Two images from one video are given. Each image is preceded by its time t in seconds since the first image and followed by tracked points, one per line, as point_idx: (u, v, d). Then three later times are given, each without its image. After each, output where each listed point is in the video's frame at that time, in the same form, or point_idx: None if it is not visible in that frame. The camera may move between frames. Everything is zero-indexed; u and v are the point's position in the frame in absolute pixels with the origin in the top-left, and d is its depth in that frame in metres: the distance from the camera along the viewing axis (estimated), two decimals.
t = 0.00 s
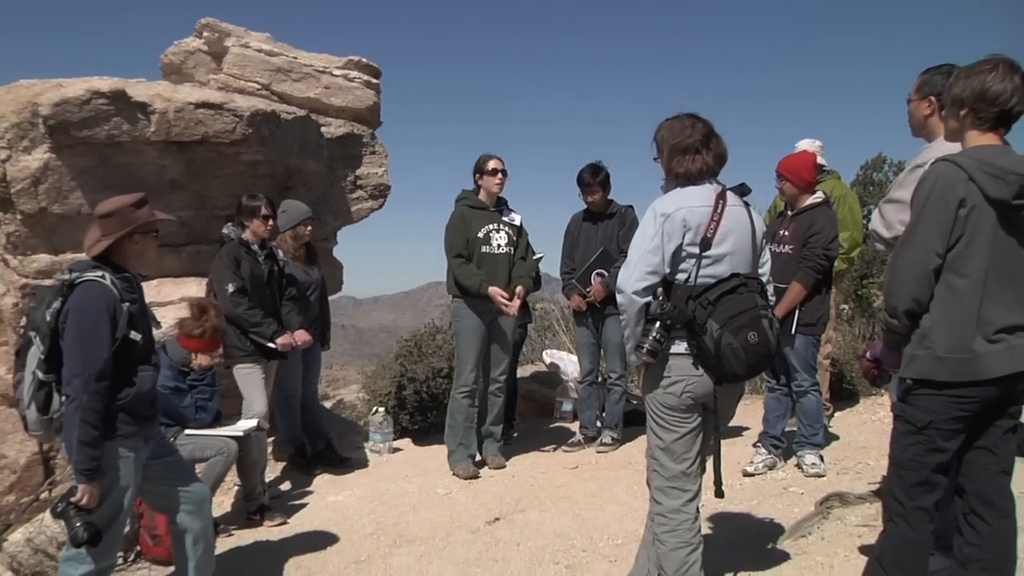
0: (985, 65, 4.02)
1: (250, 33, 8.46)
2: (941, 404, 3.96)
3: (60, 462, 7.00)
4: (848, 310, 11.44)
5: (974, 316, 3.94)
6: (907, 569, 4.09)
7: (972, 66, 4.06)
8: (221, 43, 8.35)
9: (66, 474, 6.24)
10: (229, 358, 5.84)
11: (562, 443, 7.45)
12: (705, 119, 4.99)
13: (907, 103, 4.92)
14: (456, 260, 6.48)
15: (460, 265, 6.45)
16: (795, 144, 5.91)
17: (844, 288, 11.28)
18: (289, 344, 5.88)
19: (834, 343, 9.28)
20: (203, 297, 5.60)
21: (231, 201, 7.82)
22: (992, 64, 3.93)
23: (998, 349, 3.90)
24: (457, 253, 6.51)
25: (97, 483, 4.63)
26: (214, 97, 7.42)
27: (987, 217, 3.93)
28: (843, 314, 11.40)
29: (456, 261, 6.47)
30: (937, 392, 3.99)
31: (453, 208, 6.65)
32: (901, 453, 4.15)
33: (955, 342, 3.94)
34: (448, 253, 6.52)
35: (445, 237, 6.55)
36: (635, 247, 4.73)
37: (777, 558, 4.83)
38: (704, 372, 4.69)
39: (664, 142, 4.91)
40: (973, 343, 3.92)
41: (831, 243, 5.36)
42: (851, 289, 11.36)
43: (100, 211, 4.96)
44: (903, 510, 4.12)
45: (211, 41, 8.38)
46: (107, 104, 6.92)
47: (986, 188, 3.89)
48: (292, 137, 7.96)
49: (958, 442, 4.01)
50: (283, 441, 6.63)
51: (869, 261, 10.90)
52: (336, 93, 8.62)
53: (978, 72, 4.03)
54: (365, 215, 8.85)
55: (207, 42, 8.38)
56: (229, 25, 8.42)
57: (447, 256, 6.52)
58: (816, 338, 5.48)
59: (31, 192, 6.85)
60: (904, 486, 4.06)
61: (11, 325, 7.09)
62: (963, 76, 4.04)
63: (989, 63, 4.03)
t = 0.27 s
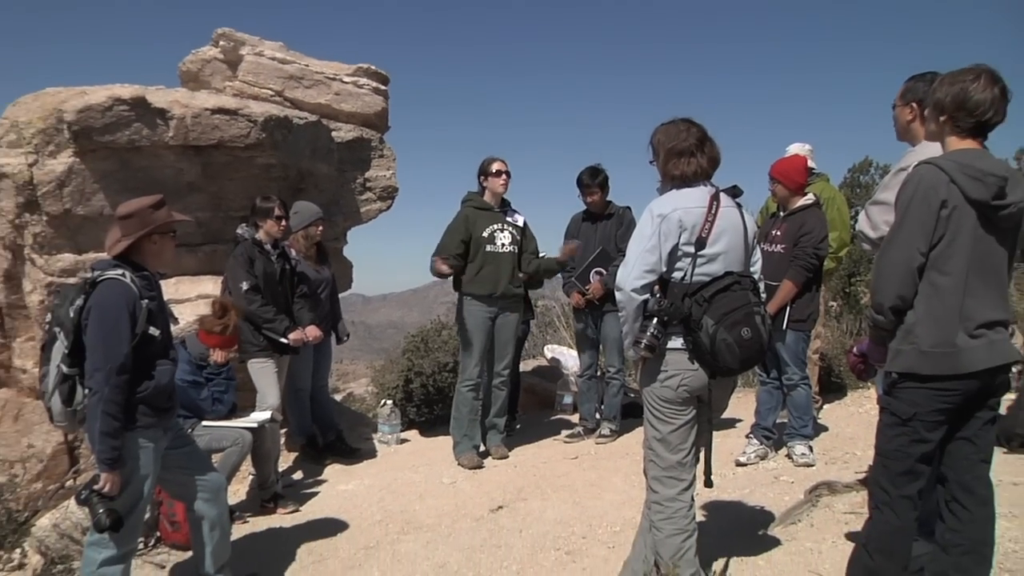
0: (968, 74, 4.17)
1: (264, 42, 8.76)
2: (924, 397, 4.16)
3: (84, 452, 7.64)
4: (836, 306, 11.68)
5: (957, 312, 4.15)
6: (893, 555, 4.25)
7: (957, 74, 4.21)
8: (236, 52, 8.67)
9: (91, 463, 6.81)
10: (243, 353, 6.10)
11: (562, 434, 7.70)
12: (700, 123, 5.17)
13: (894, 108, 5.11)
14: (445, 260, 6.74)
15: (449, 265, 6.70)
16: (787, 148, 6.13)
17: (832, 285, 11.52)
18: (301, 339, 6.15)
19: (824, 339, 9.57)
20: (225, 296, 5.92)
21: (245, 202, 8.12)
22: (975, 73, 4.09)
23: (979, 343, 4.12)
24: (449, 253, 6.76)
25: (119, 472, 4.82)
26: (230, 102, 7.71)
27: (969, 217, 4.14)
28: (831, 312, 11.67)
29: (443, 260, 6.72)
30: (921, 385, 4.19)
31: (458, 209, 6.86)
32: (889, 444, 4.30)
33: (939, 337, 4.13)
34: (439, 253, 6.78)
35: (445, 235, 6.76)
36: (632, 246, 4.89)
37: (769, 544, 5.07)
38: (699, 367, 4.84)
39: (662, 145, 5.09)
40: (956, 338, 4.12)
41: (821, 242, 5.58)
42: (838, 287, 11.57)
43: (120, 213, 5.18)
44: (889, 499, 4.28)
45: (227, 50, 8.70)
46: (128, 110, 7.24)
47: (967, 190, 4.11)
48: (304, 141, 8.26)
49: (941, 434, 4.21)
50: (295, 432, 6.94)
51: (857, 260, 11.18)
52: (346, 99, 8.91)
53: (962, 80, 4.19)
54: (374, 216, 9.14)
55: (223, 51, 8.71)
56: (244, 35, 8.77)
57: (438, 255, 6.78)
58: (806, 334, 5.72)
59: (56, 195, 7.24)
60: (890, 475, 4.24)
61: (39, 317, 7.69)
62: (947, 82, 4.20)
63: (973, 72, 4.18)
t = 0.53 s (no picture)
0: (948, 81, 4.29)
1: (278, 51, 9.11)
2: (910, 390, 4.31)
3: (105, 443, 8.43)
4: (826, 304, 11.91)
5: (941, 309, 4.29)
6: (878, 541, 4.41)
7: (938, 81, 4.33)
8: (251, 60, 8.98)
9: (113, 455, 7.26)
10: (257, 349, 6.36)
11: (564, 427, 7.95)
12: (696, 129, 5.34)
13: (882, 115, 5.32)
14: (446, 261, 7.01)
15: (451, 267, 6.98)
16: (779, 152, 6.37)
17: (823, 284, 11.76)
18: (312, 336, 6.40)
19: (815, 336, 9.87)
20: (240, 294, 6.16)
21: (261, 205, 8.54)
22: (953, 80, 4.21)
23: (961, 339, 4.26)
24: (452, 255, 7.03)
25: (140, 462, 5.00)
26: (245, 109, 8.14)
27: (952, 218, 4.29)
28: (821, 309, 11.91)
29: (445, 262, 6.99)
30: (906, 379, 4.34)
31: (463, 211, 7.11)
32: (877, 436, 4.44)
33: (923, 333, 4.27)
34: (443, 255, 7.05)
35: (450, 236, 7.01)
36: (632, 246, 5.04)
37: (762, 532, 5.31)
38: (696, 362, 5.00)
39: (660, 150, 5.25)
40: (940, 334, 4.25)
41: (812, 242, 5.81)
42: (829, 285, 11.84)
43: (139, 214, 5.36)
44: (874, 488, 4.44)
45: (243, 59, 9.01)
46: (148, 116, 7.64)
47: (949, 192, 4.24)
48: (315, 145, 8.64)
49: (926, 425, 4.36)
50: (307, 424, 7.26)
51: (845, 260, 11.49)
52: (356, 105, 9.20)
53: (943, 87, 4.31)
54: (384, 217, 9.38)
55: (239, 60, 9.03)
56: (259, 44, 9.08)
57: (441, 256, 7.05)
58: (798, 330, 6.00)
59: (81, 197, 7.67)
60: (876, 466, 4.38)
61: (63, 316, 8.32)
62: (929, 90, 4.32)
63: (953, 78, 4.30)
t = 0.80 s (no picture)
0: (929, 87, 4.36)
1: (290, 59, 9.33)
2: (895, 383, 4.32)
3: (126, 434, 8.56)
4: (816, 301, 12.19)
5: (924, 306, 4.30)
6: (865, 528, 4.42)
7: (919, 88, 4.40)
8: (264, 67, 9.24)
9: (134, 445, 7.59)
10: (269, 344, 6.63)
11: (564, 419, 8.21)
12: (692, 132, 5.42)
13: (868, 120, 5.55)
14: (455, 264, 7.35)
15: (461, 270, 7.32)
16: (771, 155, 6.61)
17: (812, 282, 12.07)
18: (321, 332, 6.64)
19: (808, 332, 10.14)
20: (252, 292, 6.43)
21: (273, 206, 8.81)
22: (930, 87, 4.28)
23: (944, 335, 4.27)
24: (460, 257, 7.36)
25: (159, 453, 5.10)
26: (258, 114, 8.38)
27: (935, 219, 4.30)
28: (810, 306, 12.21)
29: (454, 265, 7.34)
30: (892, 373, 4.34)
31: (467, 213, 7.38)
32: (864, 426, 4.46)
33: (908, 329, 4.28)
34: (452, 257, 7.39)
35: (456, 239, 7.34)
36: (630, 246, 5.16)
37: (754, 519, 5.55)
38: (692, 357, 5.10)
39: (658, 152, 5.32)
40: (923, 330, 4.27)
41: (802, 242, 6.05)
42: (818, 283, 12.13)
43: (157, 215, 5.49)
44: (861, 478, 4.45)
45: (256, 66, 9.28)
46: (166, 121, 7.92)
47: (931, 194, 4.26)
48: (325, 149, 8.88)
49: (910, 418, 4.37)
50: (318, 417, 7.53)
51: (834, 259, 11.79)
52: (364, 110, 9.46)
53: (924, 93, 4.38)
54: (391, 218, 9.64)
55: (252, 67, 9.30)
56: (272, 52, 9.33)
57: (450, 259, 7.40)
58: (788, 327, 6.26)
59: (102, 199, 8.00)
60: (863, 457, 4.39)
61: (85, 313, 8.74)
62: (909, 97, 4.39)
63: (932, 85, 4.35)
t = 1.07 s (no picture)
0: (915, 91, 4.52)
1: (302, 64, 9.66)
2: (883, 375, 4.47)
3: (144, 424, 8.86)
4: (806, 296, 12.47)
5: (911, 301, 4.46)
6: (854, 515, 4.52)
7: (905, 92, 4.55)
8: (276, 72, 9.51)
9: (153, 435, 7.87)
10: (281, 337, 6.88)
11: (565, 410, 8.48)
12: (688, 134, 5.58)
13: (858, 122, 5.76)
14: (461, 261, 7.60)
15: (466, 267, 7.56)
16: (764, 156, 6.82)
17: (803, 278, 12.36)
18: (331, 326, 6.86)
19: (800, 326, 10.42)
20: (265, 288, 6.72)
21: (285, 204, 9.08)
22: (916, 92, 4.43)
23: (930, 329, 4.43)
24: (465, 255, 7.61)
25: (176, 441, 5.25)
26: (271, 116, 8.63)
27: (921, 218, 4.46)
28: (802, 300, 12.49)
29: (460, 262, 7.60)
30: (881, 365, 4.50)
31: (472, 212, 7.62)
32: (854, 417, 4.60)
33: (894, 323, 4.45)
34: (457, 255, 7.64)
35: (462, 238, 7.59)
36: (629, 243, 5.34)
37: (748, 506, 5.79)
38: (688, 350, 5.29)
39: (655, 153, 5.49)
40: (909, 324, 4.44)
41: (795, 240, 6.28)
42: (809, 279, 12.42)
43: (174, 213, 5.65)
44: (852, 466, 4.57)
45: (269, 71, 9.58)
46: (182, 124, 8.16)
47: (917, 193, 4.42)
48: (336, 149, 9.14)
49: (898, 409, 4.52)
50: (328, 407, 7.80)
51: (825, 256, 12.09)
52: (373, 112, 9.74)
53: (910, 97, 4.54)
54: (398, 217, 9.91)
55: (265, 72, 9.58)
56: (284, 58, 9.66)
57: (456, 257, 7.65)
58: (782, 321, 6.51)
59: (122, 199, 8.26)
60: (852, 446, 4.53)
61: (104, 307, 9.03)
62: (896, 101, 4.55)
63: (918, 89, 4.50)
